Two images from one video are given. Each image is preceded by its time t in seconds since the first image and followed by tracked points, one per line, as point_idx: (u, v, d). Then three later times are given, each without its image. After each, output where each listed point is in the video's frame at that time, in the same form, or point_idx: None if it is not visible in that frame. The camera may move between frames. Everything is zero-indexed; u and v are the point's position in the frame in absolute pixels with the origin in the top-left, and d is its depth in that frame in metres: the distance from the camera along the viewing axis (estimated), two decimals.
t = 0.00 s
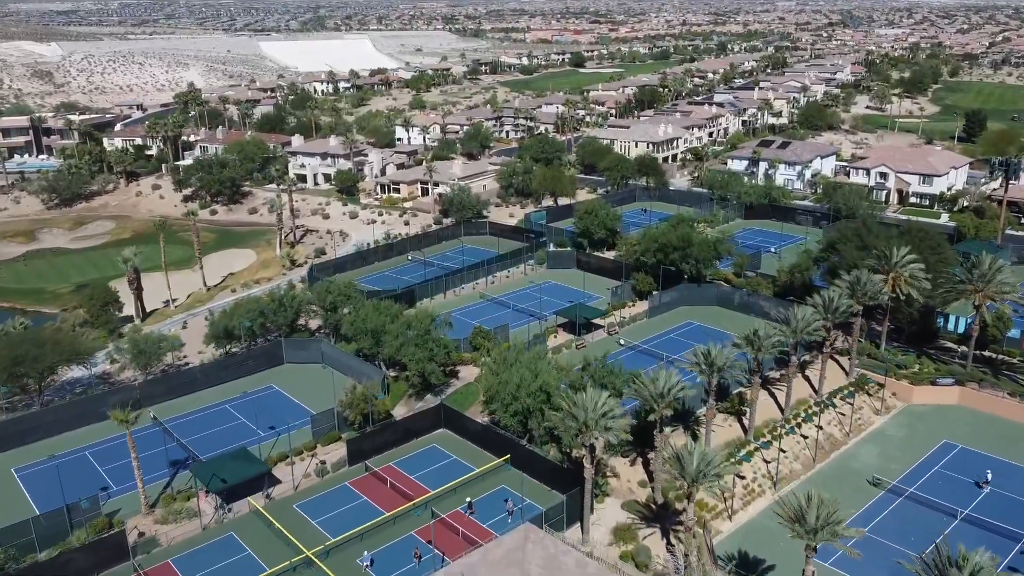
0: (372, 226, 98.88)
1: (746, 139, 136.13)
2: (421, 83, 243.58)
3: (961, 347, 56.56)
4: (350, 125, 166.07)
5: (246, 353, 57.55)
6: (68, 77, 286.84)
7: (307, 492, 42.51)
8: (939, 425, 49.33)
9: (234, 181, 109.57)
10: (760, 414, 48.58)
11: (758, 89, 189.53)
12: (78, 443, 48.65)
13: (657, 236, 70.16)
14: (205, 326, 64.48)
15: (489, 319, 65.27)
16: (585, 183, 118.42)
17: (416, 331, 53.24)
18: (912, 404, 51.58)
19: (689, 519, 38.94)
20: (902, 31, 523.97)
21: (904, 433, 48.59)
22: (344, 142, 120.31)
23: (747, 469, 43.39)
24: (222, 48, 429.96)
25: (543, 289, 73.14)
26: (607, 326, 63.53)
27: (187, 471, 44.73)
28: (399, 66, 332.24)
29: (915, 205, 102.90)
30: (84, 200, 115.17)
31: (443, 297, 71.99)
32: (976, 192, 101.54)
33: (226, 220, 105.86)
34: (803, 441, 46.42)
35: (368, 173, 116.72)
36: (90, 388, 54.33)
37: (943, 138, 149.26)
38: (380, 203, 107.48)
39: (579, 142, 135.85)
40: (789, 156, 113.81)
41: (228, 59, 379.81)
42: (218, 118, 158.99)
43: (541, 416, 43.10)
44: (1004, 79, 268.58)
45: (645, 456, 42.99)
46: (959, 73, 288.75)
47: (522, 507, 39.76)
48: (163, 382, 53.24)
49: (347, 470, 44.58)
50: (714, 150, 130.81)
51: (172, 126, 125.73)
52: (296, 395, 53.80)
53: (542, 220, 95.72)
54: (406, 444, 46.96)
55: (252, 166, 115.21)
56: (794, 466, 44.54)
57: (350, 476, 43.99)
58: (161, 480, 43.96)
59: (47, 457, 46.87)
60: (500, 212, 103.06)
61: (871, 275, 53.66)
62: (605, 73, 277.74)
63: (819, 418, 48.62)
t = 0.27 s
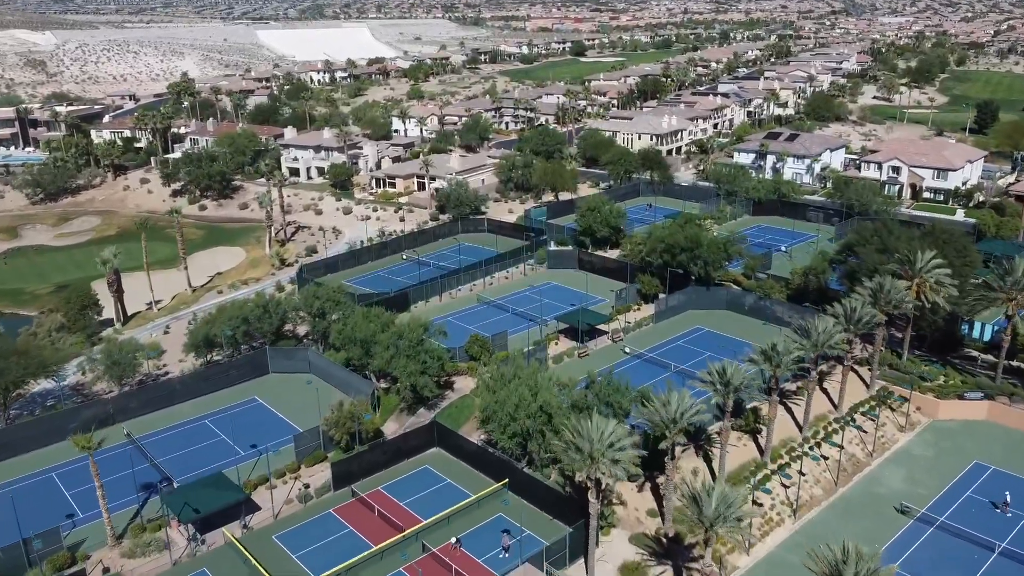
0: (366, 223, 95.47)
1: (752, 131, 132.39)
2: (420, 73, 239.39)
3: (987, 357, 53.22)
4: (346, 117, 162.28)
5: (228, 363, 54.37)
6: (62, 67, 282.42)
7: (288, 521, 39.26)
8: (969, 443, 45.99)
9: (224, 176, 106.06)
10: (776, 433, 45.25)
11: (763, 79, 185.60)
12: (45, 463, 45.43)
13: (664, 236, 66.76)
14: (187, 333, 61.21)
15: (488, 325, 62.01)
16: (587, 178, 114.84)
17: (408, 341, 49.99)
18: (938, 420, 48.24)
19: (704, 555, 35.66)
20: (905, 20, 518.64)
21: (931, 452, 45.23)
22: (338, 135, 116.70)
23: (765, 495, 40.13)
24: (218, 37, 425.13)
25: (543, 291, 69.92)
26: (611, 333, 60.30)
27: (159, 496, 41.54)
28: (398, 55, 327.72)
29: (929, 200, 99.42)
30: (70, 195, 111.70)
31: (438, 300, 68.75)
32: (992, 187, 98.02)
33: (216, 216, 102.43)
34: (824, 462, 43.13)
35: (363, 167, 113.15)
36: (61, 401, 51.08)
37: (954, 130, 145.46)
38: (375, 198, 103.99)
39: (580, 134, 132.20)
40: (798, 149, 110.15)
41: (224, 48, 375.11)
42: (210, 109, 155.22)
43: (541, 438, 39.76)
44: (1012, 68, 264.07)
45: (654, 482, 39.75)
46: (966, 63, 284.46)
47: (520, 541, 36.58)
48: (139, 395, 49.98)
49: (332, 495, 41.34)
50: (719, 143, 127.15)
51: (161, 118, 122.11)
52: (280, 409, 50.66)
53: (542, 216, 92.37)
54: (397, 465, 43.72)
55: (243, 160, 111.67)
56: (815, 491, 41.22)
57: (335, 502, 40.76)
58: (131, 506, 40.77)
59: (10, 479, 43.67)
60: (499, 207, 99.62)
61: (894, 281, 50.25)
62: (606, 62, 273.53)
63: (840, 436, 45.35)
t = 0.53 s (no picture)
0: (360, 224, 92.05)
1: (758, 127, 128.74)
2: (418, 67, 235.45)
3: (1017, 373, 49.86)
4: (342, 113, 158.67)
5: (208, 379, 51.07)
6: (55, 60, 278.32)
7: (265, 561, 35.94)
8: (1003, 470, 42.61)
9: (213, 174, 102.59)
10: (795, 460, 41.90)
11: (768, 73, 181.84)
12: (6, 491, 42.12)
13: (670, 241, 63.40)
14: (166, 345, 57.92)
15: (484, 338, 58.74)
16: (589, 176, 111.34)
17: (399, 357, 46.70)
18: (968, 443, 44.89)
19: None
20: (908, 12, 513.86)
21: (963, 479, 41.87)
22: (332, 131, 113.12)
23: (785, 532, 36.77)
24: (214, 29, 420.49)
25: (544, 298, 66.62)
26: (616, 345, 57.01)
27: (126, 531, 38.24)
28: (396, 48, 323.55)
29: (943, 200, 96.02)
30: (55, 194, 108.25)
31: (433, 308, 65.49)
32: (1009, 186, 94.61)
33: (204, 216, 98.98)
34: (848, 492, 39.77)
35: (358, 165, 109.57)
36: (28, 422, 47.81)
37: (965, 125, 141.76)
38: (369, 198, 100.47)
39: (582, 130, 128.69)
40: (807, 146, 106.65)
41: (221, 41, 370.91)
42: (203, 104, 151.55)
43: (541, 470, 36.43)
44: (1020, 61, 259.72)
45: (664, 518, 36.43)
46: (972, 56, 280.46)
47: None
48: (110, 416, 46.68)
49: (314, 531, 38.03)
50: (725, 140, 123.57)
51: (150, 113, 118.51)
52: (262, 431, 47.36)
53: (542, 217, 89.03)
54: (385, 496, 40.42)
55: (234, 158, 108.18)
56: (840, 526, 37.75)
57: (317, 539, 37.44)
58: (95, 543, 37.47)
59: None
60: (498, 207, 96.19)
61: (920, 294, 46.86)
62: (607, 56, 269.68)
63: (863, 463, 42.01)
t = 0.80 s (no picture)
0: (354, 232, 88.74)
1: (764, 130, 125.47)
2: (417, 67, 232.15)
3: None
4: (338, 115, 155.38)
5: (185, 406, 47.71)
6: (49, 61, 274.99)
7: None
8: None
9: (202, 180, 99.32)
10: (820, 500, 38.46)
11: (773, 74, 178.57)
12: None
13: (678, 254, 60.05)
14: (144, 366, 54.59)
15: (482, 358, 55.42)
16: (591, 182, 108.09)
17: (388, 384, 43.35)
18: (1004, 478, 41.47)
19: None
20: (910, 12, 510.75)
21: (1002, 520, 38.39)
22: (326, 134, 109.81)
23: None
24: (212, 29, 417.37)
25: (545, 314, 63.33)
26: (620, 365, 53.72)
27: None
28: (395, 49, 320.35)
29: (958, 207, 92.74)
30: (40, 200, 104.97)
31: (428, 324, 62.17)
32: None
33: (193, 224, 95.68)
34: (878, 537, 36.33)
35: (353, 169, 106.24)
36: None
37: (976, 128, 138.40)
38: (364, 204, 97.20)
39: (583, 134, 125.41)
40: (816, 151, 103.32)
41: (219, 41, 367.70)
42: (195, 107, 148.23)
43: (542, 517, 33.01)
44: None
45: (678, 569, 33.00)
46: (977, 56, 277.18)
47: None
48: (77, 447, 43.29)
49: None
50: (731, 143, 120.23)
51: (138, 116, 115.20)
52: (242, 464, 44.02)
53: (543, 225, 85.75)
54: (371, 540, 36.99)
55: (224, 162, 104.84)
56: None
57: None
58: None
59: None
60: (496, 214, 92.91)
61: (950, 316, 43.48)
62: (607, 56, 266.44)
63: (893, 503, 38.58)
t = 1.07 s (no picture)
0: (346, 241, 85.40)
1: (771, 134, 122.12)
2: (415, 69, 228.89)
3: None
4: (334, 117, 152.15)
5: (159, 437, 44.26)
6: (44, 61, 271.78)
7: None
8: None
9: (191, 186, 96.01)
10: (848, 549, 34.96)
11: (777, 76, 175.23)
12: None
13: (687, 269, 56.63)
14: (118, 390, 51.24)
15: (478, 382, 52.05)
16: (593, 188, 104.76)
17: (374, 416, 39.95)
18: None
19: None
20: (911, 12, 507.71)
21: None
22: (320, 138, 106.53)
23: None
24: (209, 30, 414.52)
25: (546, 331, 60.03)
26: (626, 389, 50.38)
27: None
28: (394, 49, 317.05)
29: (975, 215, 89.31)
30: (23, 206, 101.71)
31: (423, 342, 58.88)
32: None
33: (181, 232, 92.39)
34: None
35: (347, 174, 102.93)
36: None
37: (987, 131, 134.94)
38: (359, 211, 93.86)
39: (585, 137, 122.11)
40: (825, 155, 99.93)
41: (216, 42, 364.49)
42: (188, 109, 144.95)
43: None
44: None
45: None
46: (982, 56, 273.90)
47: None
48: (38, 485, 39.89)
49: None
50: (736, 147, 116.85)
51: (126, 119, 111.92)
52: (217, 503, 40.58)
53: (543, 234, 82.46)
54: None
55: (214, 168, 101.51)
56: None
57: None
58: None
59: None
60: (495, 222, 89.64)
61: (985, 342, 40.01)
62: (608, 57, 263.20)
63: (928, 551, 35.09)
